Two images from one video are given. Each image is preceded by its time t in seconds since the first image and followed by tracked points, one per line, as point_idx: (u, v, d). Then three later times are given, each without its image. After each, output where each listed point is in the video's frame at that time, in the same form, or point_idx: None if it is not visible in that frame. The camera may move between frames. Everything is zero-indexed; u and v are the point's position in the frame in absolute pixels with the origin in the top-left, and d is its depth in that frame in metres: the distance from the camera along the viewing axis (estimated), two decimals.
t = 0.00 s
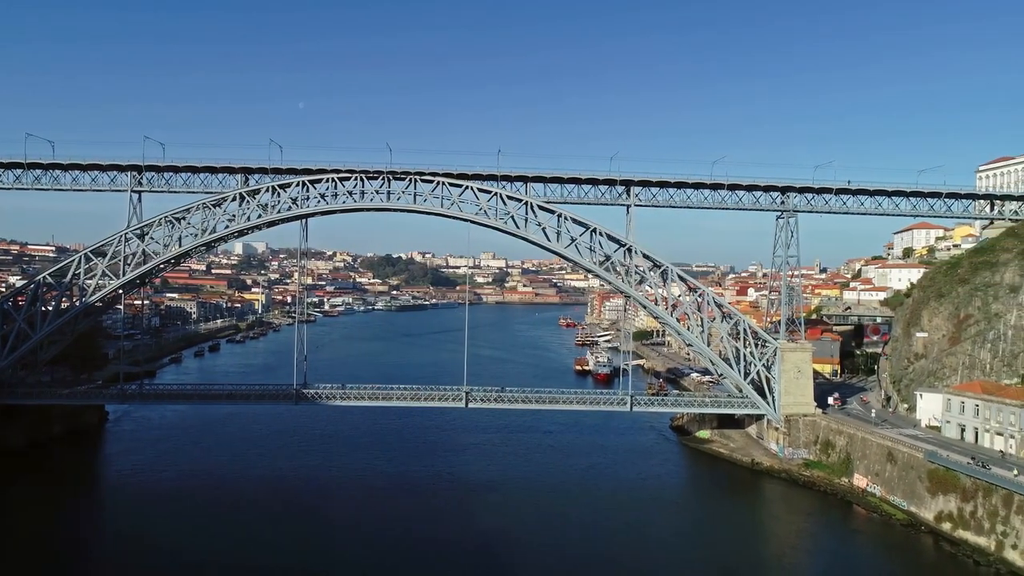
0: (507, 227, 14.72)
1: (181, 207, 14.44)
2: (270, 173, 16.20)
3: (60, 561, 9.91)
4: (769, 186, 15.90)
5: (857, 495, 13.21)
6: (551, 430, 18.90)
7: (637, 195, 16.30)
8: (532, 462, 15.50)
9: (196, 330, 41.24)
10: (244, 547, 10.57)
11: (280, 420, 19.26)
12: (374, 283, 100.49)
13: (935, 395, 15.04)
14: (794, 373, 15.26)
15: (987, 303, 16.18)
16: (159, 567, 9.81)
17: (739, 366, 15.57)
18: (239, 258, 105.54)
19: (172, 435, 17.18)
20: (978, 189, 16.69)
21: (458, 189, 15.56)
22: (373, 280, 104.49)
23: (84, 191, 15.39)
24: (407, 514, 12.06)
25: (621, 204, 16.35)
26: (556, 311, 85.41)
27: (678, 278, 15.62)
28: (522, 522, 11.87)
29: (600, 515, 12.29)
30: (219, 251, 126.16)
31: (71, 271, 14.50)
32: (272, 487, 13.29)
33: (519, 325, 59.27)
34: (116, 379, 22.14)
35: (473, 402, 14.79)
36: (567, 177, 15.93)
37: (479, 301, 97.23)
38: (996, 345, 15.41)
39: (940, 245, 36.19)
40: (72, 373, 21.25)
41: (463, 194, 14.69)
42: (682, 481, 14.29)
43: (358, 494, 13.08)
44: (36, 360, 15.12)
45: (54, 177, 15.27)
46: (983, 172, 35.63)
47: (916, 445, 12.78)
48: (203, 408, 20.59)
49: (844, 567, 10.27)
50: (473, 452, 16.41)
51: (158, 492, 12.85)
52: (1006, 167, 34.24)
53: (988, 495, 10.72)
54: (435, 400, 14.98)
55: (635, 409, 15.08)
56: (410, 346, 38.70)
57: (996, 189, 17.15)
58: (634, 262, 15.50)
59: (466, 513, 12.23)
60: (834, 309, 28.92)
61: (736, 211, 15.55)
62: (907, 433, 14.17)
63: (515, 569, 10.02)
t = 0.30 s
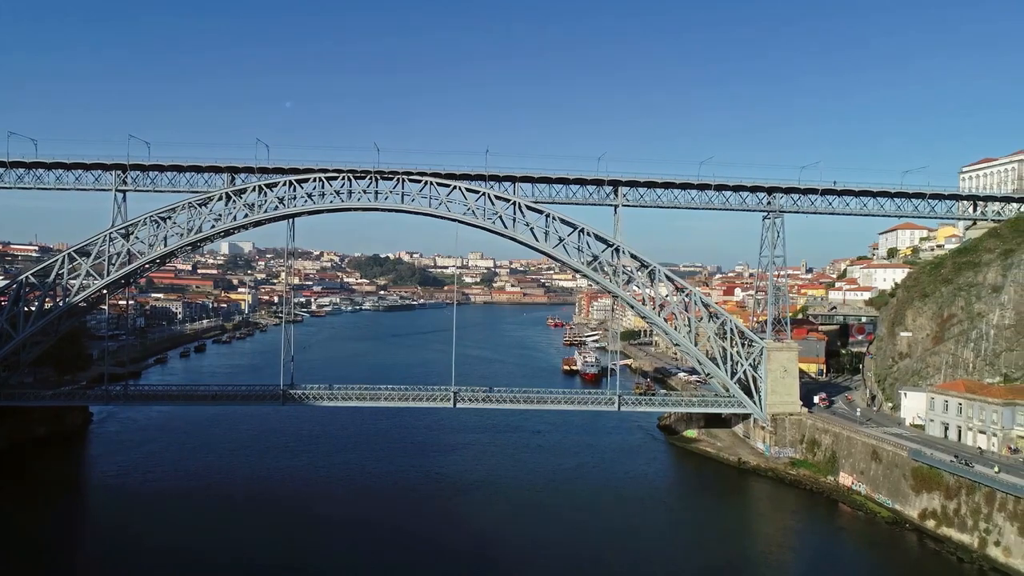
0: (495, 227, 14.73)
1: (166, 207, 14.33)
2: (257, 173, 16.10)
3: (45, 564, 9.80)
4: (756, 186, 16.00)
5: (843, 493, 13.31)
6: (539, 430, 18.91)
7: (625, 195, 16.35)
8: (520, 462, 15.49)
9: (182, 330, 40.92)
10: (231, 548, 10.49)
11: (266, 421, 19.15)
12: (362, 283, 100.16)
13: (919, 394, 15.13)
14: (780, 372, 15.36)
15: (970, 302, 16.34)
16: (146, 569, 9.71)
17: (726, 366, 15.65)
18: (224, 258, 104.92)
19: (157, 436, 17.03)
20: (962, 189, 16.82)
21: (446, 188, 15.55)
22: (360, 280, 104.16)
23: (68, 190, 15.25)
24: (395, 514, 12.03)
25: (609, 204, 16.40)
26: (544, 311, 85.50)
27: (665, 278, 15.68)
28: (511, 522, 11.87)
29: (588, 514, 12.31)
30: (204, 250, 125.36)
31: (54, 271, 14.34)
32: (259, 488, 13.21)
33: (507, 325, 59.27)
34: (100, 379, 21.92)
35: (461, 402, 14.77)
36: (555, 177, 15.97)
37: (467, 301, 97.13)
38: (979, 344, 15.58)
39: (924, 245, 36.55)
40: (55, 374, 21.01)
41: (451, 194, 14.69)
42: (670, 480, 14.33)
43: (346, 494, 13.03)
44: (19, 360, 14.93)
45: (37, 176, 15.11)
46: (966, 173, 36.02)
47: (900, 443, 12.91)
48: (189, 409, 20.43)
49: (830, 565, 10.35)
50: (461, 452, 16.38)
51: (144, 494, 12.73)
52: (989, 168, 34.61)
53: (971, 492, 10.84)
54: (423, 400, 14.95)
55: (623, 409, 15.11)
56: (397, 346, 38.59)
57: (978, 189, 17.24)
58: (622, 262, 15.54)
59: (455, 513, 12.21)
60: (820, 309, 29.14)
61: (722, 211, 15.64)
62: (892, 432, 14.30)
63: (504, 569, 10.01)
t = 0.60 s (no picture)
0: (483, 227, 14.73)
1: (151, 206, 14.20)
2: (243, 172, 16.01)
3: (29, 566, 9.69)
4: (742, 187, 16.10)
5: (828, 492, 13.41)
6: (526, 430, 18.91)
7: (612, 195, 16.40)
8: (508, 462, 15.48)
9: (167, 331, 40.57)
10: (217, 550, 10.42)
11: (253, 422, 19.02)
12: (349, 283, 99.80)
13: (903, 392, 15.32)
14: (766, 372, 15.43)
15: (953, 302, 16.52)
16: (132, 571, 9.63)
17: (713, 365, 15.73)
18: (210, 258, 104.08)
19: (142, 438, 16.87)
20: (945, 190, 16.99)
21: (434, 188, 15.54)
22: (347, 280, 103.74)
23: (51, 189, 15.09)
24: (383, 515, 11.99)
25: (596, 204, 16.44)
26: (532, 311, 85.54)
27: (652, 277, 15.73)
28: (499, 522, 11.87)
29: (576, 514, 12.33)
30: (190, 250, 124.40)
31: (37, 270, 14.18)
32: (246, 489, 13.12)
33: (495, 325, 59.21)
34: (84, 380, 21.70)
35: (449, 402, 14.75)
36: (543, 177, 16.00)
37: (455, 301, 97.01)
38: (962, 343, 15.74)
39: (908, 246, 36.91)
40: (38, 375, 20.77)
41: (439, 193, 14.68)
42: (657, 480, 14.38)
43: (334, 495, 12.97)
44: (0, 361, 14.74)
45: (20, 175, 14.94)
46: (949, 175, 36.41)
47: (885, 441, 13.03)
48: (174, 410, 20.25)
49: (815, 562, 10.43)
50: (449, 452, 16.35)
51: (129, 496, 12.61)
52: (972, 170, 34.99)
53: (954, 490, 10.95)
54: (411, 400, 14.92)
55: (610, 408, 15.15)
56: (385, 346, 38.47)
57: (961, 191, 17.42)
58: (609, 262, 15.58)
59: (443, 513, 12.19)
60: (805, 309, 29.35)
61: (709, 211, 15.73)
62: (876, 430, 14.43)
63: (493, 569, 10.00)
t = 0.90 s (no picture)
0: (471, 227, 14.73)
1: (136, 205, 14.08)
2: (228, 171, 15.92)
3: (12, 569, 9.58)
4: (728, 187, 16.18)
5: (814, 490, 13.50)
6: (514, 430, 18.91)
7: (600, 195, 16.44)
8: (496, 462, 15.47)
9: (152, 331, 40.24)
10: (204, 552, 10.33)
11: (239, 423, 18.90)
12: (336, 283, 99.41)
13: (887, 391, 15.46)
14: (753, 371, 15.54)
15: (937, 302, 16.68)
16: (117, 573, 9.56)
17: (700, 365, 15.81)
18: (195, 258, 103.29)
19: (127, 439, 16.72)
20: (928, 191, 17.16)
21: (421, 188, 15.51)
22: (334, 280, 103.30)
23: (33, 188, 14.92)
24: (371, 515, 11.95)
25: (584, 204, 16.47)
26: (519, 311, 85.54)
27: (640, 278, 15.77)
28: (487, 521, 11.86)
29: (565, 513, 12.35)
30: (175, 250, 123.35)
31: (19, 270, 14.02)
32: (232, 490, 13.04)
33: (482, 325, 59.14)
34: (67, 382, 21.46)
35: (436, 402, 14.73)
36: (530, 177, 16.01)
37: (442, 301, 96.84)
38: (945, 342, 15.91)
39: (893, 246, 37.22)
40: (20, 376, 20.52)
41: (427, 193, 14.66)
42: (644, 479, 14.43)
43: (321, 495, 12.92)
44: None
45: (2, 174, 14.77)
46: (932, 176, 36.77)
47: (869, 440, 13.14)
48: (159, 411, 20.08)
49: (801, 559, 10.51)
50: (437, 452, 16.33)
51: (114, 497, 12.50)
52: (955, 171, 35.36)
53: (937, 487, 11.06)
54: (398, 400, 14.88)
55: (598, 408, 15.18)
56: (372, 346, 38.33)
57: (944, 192, 17.58)
58: (597, 262, 15.62)
59: (431, 513, 12.16)
60: (791, 309, 29.54)
61: (696, 212, 15.81)
62: (861, 429, 14.55)
63: (481, 569, 9.98)
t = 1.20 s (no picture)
0: (459, 227, 14.71)
1: (120, 204, 13.95)
2: (214, 170, 15.81)
3: None
4: (715, 188, 16.26)
5: (800, 489, 13.59)
6: (502, 429, 18.91)
7: (588, 195, 16.47)
8: (483, 462, 15.46)
9: (136, 332, 39.88)
10: (190, 553, 10.24)
11: (225, 423, 18.78)
12: (323, 283, 99.01)
13: (872, 391, 15.59)
14: (740, 371, 15.63)
15: (921, 302, 16.84)
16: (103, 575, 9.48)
17: (687, 364, 15.88)
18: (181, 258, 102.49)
19: (112, 440, 16.57)
20: (912, 192, 17.34)
21: (409, 188, 15.49)
22: (321, 280, 102.84)
23: (16, 187, 14.74)
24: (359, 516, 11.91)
25: (572, 204, 16.51)
26: (507, 311, 85.51)
27: (628, 278, 15.82)
28: (475, 521, 11.85)
29: (553, 512, 12.36)
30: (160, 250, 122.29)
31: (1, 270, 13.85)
32: (218, 491, 12.95)
33: (470, 325, 59.07)
34: (50, 383, 21.24)
35: (424, 402, 14.71)
36: (518, 177, 16.02)
37: (430, 301, 96.68)
38: (929, 342, 16.08)
39: (877, 246, 37.54)
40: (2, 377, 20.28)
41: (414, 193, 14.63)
42: (632, 478, 14.47)
43: (308, 496, 12.87)
44: None
45: None
46: (916, 177, 37.11)
47: (854, 439, 13.25)
48: (144, 412, 19.92)
49: (786, 557, 10.60)
50: (424, 452, 16.30)
51: (98, 499, 12.39)
52: (939, 172, 35.71)
53: (921, 485, 11.16)
54: (386, 401, 14.84)
55: (586, 408, 15.21)
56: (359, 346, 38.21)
57: (928, 193, 17.78)
58: (584, 262, 15.64)
59: (420, 513, 12.14)
60: (777, 308, 29.71)
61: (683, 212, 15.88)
62: (847, 428, 14.66)
63: (470, 569, 9.96)
